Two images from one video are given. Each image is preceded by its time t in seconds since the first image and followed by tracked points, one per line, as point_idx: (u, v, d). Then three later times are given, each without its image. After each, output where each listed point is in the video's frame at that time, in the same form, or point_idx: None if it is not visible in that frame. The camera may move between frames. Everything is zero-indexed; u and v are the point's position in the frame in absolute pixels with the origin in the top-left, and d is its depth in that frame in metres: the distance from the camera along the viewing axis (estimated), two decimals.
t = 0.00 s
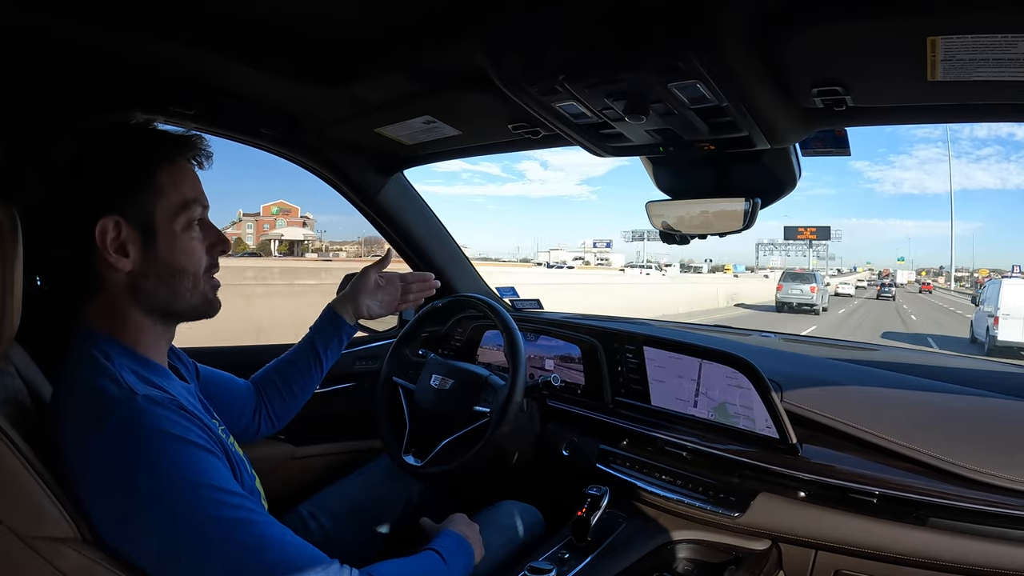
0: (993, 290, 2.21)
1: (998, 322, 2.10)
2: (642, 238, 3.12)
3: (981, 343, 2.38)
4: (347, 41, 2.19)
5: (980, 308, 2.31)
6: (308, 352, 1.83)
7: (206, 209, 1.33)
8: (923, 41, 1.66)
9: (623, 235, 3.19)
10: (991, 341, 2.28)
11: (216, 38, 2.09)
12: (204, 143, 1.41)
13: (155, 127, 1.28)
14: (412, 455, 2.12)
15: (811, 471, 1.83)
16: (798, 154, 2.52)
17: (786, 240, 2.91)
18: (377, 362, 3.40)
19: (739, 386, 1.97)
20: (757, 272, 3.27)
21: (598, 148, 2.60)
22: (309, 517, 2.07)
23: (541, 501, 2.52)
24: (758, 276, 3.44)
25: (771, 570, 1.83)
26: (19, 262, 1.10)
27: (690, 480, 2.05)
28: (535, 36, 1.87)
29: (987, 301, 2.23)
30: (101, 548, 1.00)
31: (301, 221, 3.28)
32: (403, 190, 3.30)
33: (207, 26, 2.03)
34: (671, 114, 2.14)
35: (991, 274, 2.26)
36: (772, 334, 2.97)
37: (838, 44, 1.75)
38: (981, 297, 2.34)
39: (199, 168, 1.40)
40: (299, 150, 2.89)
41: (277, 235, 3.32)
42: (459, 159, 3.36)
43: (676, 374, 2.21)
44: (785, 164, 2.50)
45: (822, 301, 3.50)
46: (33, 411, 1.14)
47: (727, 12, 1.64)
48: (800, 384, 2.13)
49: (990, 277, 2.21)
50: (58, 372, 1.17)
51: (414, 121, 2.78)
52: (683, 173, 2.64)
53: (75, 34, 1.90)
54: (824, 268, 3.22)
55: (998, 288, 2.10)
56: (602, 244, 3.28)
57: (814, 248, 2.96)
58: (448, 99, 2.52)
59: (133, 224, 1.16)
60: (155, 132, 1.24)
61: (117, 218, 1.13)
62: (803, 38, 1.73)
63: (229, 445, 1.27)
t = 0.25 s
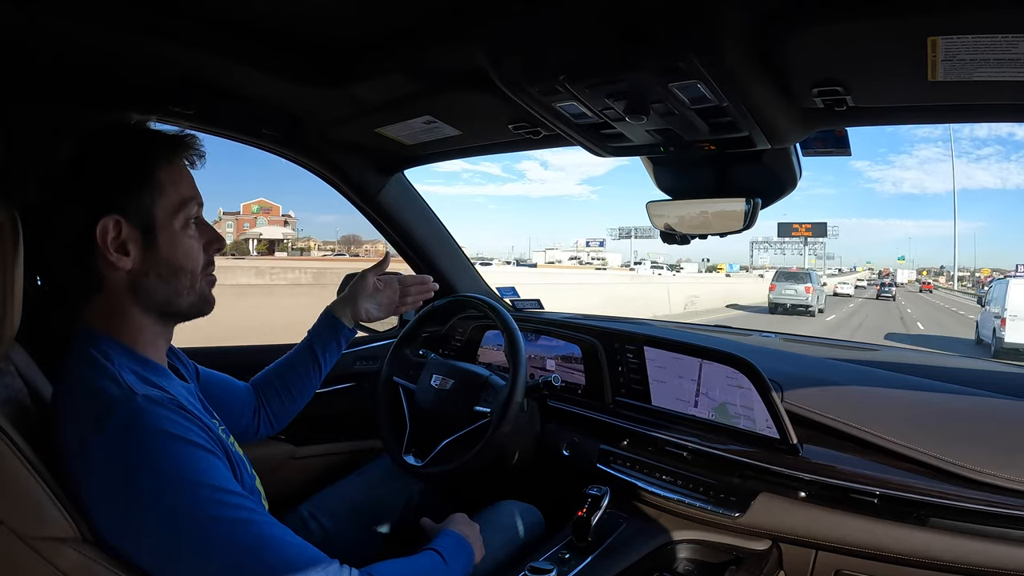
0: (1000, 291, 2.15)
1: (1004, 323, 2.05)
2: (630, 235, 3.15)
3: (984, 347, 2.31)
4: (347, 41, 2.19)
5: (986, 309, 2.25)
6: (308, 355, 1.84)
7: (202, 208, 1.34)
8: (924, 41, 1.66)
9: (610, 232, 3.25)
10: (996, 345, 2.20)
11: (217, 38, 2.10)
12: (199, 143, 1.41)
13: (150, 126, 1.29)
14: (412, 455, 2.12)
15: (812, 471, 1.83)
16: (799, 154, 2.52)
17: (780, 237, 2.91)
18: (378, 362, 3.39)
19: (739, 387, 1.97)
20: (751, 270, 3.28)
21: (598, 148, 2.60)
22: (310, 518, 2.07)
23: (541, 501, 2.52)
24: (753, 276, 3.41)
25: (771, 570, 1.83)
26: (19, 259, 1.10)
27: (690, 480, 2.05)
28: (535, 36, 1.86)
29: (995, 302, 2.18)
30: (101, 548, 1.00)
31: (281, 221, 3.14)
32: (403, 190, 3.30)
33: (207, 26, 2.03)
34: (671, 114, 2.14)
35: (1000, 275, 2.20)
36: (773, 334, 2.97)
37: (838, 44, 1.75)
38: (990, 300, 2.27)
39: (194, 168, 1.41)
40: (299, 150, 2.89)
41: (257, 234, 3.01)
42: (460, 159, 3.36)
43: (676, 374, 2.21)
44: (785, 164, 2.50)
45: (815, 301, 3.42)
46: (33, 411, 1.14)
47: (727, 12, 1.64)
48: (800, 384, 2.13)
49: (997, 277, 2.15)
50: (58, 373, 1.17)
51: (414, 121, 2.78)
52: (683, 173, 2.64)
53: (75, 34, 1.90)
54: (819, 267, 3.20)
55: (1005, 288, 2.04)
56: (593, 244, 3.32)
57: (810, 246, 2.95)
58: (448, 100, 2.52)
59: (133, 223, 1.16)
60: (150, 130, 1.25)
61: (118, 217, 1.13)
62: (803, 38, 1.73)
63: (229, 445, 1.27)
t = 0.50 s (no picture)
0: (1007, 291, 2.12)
1: (1012, 324, 2.01)
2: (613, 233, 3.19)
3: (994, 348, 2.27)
4: (347, 42, 2.19)
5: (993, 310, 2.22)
6: (310, 363, 1.85)
7: (196, 208, 1.31)
8: (924, 41, 1.66)
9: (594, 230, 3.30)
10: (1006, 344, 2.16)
11: (217, 38, 2.10)
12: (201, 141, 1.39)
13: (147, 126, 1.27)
14: (413, 455, 2.12)
15: (812, 471, 1.83)
16: (799, 154, 2.52)
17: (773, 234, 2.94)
18: (378, 362, 3.39)
19: (739, 387, 1.97)
20: (743, 271, 3.27)
21: (598, 148, 2.60)
22: (310, 518, 2.07)
23: (541, 501, 2.52)
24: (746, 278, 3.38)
25: (771, 570, 1.83)
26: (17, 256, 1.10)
27: (690, 480, 2.05)
28: (535, 36, 1.86)
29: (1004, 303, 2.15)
30: (101, 548, 1.00)
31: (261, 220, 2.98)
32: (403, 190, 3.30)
33: (208, 26, 2.03)
34: (672, 114, 2.14)
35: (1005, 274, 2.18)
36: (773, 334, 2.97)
37: (838, 44, 1.75)
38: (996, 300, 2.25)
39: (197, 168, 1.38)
40: (299, 150, 2.89)
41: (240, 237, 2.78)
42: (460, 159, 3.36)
43: (677, 374, 2.21)
44: (786, 164, 2.50)
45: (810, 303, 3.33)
46: (33, 411, 1.14)
47: (727, 12, 1.64)
48: (800, 384, 2.13)
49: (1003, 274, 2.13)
50: (58, 373, 1.17)
51: (414, 121, 2.78)
52: (683, 172, 2.64)
53: (75, 34, 1.90)
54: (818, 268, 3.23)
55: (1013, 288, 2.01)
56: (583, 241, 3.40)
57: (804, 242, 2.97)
58: (448, 100, 2.52)
59: (113, 226, 1.14)
60: (140, 130, 1.23)
61: (95, 220, 1.13)
62: (803, 38, 1.73)
63: (229, 446, 1.27)
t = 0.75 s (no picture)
0: (1015, 292, 2.10)
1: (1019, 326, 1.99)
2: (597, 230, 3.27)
3: (1000, 349, 2.25)
4: (347, 42, 2.19)
5: (999, 311, 2.20)
6: (310, 372, 1.84)
7: (183, 218, 1.24)
8: (924, 41, 1.66)
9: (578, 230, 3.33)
10: (1013, 346, 2.15)
11: (217, 38, 2.10)
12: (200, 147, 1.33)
13: (143, 128, 1.22)
14: (413, 456, 2.12)
15: (812, 471, 1.83)
16: (799, 154, 2.51)
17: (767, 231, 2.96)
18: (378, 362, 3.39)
19: (739, 387, 1.97)
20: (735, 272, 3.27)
21: (599, 148, 2.60)
22: (310, 518, 2.07)
23: (540, 501, 2.52)
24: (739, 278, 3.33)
25: (771, 570, 1.83)
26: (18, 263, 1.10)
27: (690, 480, 2.05)
28: (535, 36, 1.86)
29: (1011, 304, 2.13)
30: (101, 548, 1.00)
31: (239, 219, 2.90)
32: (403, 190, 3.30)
33: (208, 26, 2.03)
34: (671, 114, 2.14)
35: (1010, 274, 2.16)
36: (774, 334, 2.97)
37: (838, 44, 1.74)
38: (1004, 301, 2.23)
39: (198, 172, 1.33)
40: (299, 150, 2.89)
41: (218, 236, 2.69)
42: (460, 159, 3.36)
43: (677, 374, 2.21)
44: (786, 164, 2.50)
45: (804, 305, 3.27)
46: (34, 411, 1.14)
47: (727, 11, 1.64)
48: (800, 384, 2.12)
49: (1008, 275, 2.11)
50: (58, 375, 1.17)
51: (414, 122, 2.78)
52: (683, 172, 2.64)
53: (75, 34, 1.90)
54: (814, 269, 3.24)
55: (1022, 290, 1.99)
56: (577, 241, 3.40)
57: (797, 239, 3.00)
58: (448, 100, 2.52)
59: (86, 232, 1.14)
60: (132, 134, 1.19)
61: (70, 227, 1.13)
62: (803, 38, 1.73)
63: (229, 446, 1.27)
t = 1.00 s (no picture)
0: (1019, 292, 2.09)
1: None
2: (579, 227, 3.42)
3: (1006, 349, 2.25)
4: (347, 42, 2.19)
5: (1004, 311, 2.19)
6: (282, 359, 1.82)
7: (217, 215, 1.32)
8: (924, 41, 1.66)
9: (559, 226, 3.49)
10: (1019, 346, 2.15)
11: (217, 39, 2.10)
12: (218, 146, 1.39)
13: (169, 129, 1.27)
14: (413, 456, 2.12)
15: (812, 471, 1.83)
16: (799, 154, 2.51)
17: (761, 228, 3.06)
18: (378, 362, 3.39)
19: (739, 387, 1.97)
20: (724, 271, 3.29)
21: (599, 148, 2.60)
22: (310, 518, 2.07)
23: (540, 501, 2.52)
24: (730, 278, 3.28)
25: (771, 571, 1.83)
26: (18, 260, 1.10)
27: (690, 480, 2.05)
28: (535, 36, 1.86)
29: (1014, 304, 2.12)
30: (102, 548, 1.00)
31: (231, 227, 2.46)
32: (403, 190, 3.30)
33: (208, 27, 2.03)
34: (672, 114, 2.14)
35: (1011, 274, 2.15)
36: (774, 334, 2.97)
37: (838, 44, 1.74)
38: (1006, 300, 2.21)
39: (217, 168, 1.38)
40: (299, 150, 2.89)
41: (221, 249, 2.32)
42: (460, 159, 3.36)
43: (677, 374, 2.21)
44: (786, 164, 2.50)
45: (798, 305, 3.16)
46: (34, 412, 1.14)
47: (727, 12, 1.64)
48: (800, 384, 2.13)
49: (1011, 275, 2.09)
50: (59, 374, 1.16)
51: (414, 122, 2.78)
52: (683, 173, 2.64)
53: (75, 34, 1.90)
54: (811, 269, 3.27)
55: None
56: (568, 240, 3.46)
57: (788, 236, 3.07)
58: (448, 100, 2.52)
59: (142, 227, 1.15)
60: (168, 133, 1.24)
61: (126, 220, 1.13)
62: (802, 39, 1.73)
63: (231, 445, 1.27)
